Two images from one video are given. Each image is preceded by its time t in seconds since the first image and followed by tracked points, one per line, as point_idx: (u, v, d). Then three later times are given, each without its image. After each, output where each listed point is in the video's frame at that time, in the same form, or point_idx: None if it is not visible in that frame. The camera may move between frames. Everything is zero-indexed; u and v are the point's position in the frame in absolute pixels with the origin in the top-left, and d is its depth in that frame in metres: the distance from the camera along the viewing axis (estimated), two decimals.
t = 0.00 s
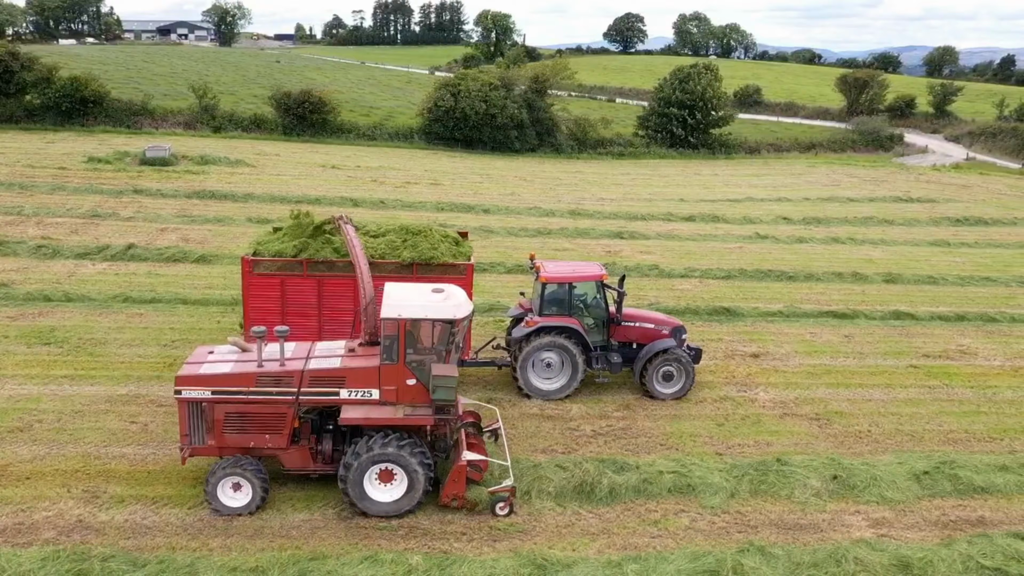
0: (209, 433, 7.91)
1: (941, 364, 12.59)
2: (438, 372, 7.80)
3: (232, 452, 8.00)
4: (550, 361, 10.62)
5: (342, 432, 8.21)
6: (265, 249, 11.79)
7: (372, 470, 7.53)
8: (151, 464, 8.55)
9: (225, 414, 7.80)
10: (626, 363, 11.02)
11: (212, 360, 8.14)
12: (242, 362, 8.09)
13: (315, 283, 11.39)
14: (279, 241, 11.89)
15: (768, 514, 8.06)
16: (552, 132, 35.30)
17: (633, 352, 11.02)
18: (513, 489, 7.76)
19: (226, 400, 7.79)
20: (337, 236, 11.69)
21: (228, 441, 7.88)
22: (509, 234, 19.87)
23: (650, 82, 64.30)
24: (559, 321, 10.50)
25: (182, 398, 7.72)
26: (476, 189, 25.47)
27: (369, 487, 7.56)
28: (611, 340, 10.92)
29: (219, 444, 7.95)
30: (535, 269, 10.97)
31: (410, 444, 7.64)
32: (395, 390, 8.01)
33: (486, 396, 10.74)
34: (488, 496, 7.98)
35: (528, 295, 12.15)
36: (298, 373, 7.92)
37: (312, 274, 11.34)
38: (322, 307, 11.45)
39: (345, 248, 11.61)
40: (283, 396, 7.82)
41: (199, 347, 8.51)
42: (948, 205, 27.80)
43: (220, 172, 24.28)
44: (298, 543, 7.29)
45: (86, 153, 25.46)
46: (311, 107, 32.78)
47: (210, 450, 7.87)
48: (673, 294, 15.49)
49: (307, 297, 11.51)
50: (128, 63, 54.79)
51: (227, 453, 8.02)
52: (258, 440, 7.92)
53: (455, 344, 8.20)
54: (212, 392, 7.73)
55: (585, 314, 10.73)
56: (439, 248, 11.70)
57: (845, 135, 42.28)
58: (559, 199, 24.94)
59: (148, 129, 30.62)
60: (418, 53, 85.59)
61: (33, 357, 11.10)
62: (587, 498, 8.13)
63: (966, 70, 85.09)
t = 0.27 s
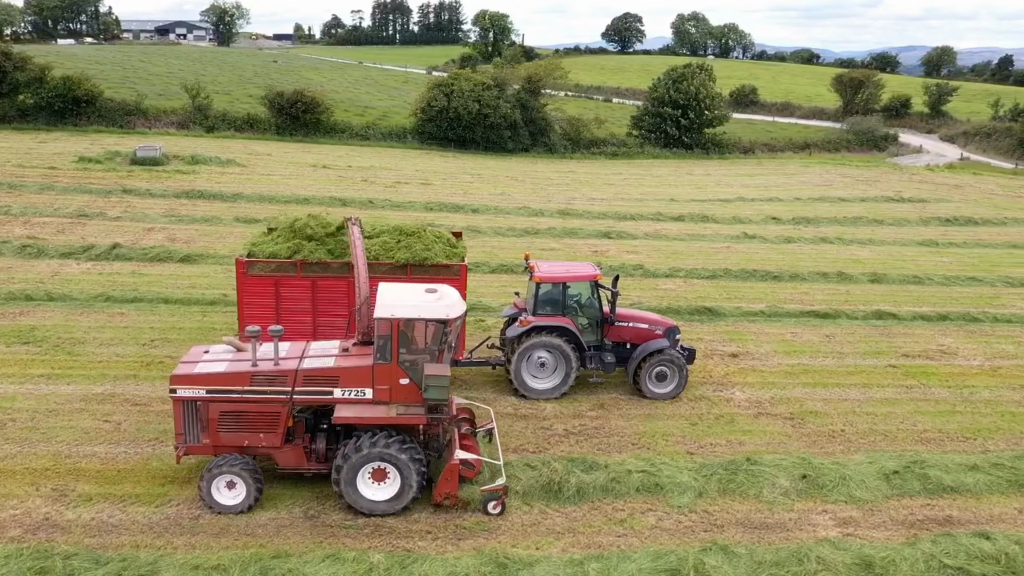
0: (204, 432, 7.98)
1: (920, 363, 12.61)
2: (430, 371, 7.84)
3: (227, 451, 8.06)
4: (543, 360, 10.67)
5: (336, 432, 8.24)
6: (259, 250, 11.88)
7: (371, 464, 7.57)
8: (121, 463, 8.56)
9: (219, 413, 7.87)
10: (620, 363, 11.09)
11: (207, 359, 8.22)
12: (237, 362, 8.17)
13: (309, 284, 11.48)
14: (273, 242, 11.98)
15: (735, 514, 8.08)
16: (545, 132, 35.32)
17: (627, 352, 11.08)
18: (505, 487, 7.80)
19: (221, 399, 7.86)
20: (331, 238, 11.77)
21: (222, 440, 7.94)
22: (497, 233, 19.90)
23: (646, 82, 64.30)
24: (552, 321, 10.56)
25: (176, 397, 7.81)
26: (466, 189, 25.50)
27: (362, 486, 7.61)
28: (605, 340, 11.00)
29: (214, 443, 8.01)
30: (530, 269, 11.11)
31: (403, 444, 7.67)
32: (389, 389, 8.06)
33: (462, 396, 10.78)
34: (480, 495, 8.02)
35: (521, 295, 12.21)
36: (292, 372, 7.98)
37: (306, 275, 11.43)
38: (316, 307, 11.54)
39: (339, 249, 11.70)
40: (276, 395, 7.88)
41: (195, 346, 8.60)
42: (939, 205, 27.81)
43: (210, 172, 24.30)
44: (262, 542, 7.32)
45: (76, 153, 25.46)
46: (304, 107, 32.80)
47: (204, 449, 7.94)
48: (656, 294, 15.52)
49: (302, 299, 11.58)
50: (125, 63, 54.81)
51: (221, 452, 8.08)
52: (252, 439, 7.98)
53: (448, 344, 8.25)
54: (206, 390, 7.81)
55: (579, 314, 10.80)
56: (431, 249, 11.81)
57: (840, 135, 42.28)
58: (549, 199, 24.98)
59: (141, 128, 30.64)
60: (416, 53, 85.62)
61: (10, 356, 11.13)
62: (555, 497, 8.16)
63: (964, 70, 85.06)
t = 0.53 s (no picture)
0: (199, 430, 8.03)
1: (899, 363, 12.63)
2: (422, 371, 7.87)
3: (221, 448, 8.11)
4: (538, 360, 10.68)
5: (331, 430, 8.28)
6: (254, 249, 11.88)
7: (364, 462, 7.64)
8: (92, 460, 8.59)
9: (214, 411, 7.92)
10: (614, 361, 11.11)
11: (202, 358, 8.27)
12: (232, 360, 8.22)
13: (303, 284, 11.50)
14: (268, 241, 11.99)
15: (703, 512, 8.09)
16: (539, 132, 35.36)
17: (621, 351, 11.10)
18: (498, 486, 7.89)
19: (216, 397, 7.91)
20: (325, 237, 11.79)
21: (217, 438, 7.99)
22: (484, 233, 19.93)
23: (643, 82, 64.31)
24: (547, 321, 10.57)
25: (172, 395, 7.86)
26: (457, 189, 25.54)
27: (356, 483, 7.68)
28: (599, 339, 11.02)
29: (209, 440, 8.06)
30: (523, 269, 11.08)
31: (397, 443, 7.74)
32: (382, 388, 8.09)
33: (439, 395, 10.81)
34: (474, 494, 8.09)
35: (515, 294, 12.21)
36: (286, 371, 8.03)
37: (300, 275, 11.44)
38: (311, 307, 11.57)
39: (333, 248, 11.70)
40: (271, 394, 7.92)
41: (191, 345, 8.65)
42: (931, 204, 27.81)
43: (201, 172, 24.34)
44: (228, 540, 7.35)
45: (67, 153, 25.48)
46: (297, 107, 32.84)
47: (199, 447, 7.99)
48: (640, 293, 15.54)
49: (296, 298, 11.59)
50: (121, 62, 54.85)
51: (216, 450, 8.13)
52: (246, 437, 8.03)
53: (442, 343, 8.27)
54: (201, 389, 7.86)
55: (573, 314, 10.81)
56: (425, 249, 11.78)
57: (835, 135, 42.31)
58: (540, 198, 24.99)
59: (134, 128, 30.68)
60: (414, 53, 85.64)
61: None
62: (523, 496, 8.19)
63: (962, 71, 85.05)
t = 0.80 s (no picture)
0: (193, 428, 8.06)
1: (878, 362, 12.65)
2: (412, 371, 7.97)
3: (215, 447, 8.14)
4: (532, 360, 10.72)
5: (324, 429, 8.33)
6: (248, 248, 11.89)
7: (357, 461, 7.67)
8: (63, 458, 8.62)
9: (209, 410, 7.96)
10: (608, 361, 11.18)
11: (196, 357, 8.31)
12: (226, 359, 8.26)
13: (297, 283, 11.51)
14: (261, 241, 11.98)
15: (670, 511, 8.10)
16: (532, 132, 35.40)
17: (615, 351, 11.17)
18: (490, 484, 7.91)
19: (210, 396, 7.95)
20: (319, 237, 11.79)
21: (211, 436, 8.03)
22: (472, 232, 19.96)
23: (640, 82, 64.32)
24: (540, 320, 10.64)
25: (166, 394, 7.89)
26: (448, 189, 25.56)
27: (349, 482, 7.71)
28: (592, 339, 11.08)
29: (203, 439, 8.10)
30: (517, 270, 11.16)
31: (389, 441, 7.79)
32: (376, 386, 8.15)
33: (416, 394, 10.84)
34: (466, 492, 8.12)
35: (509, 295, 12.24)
36: (280, 370, 8.07)
37: (294, 274, 11.45)
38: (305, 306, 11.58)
39: (327, 247, 11.70)
40: (264, 393, 7.97)
41: (185, 344, 8.69)
42: (922, 204, 27.80)
43: (191, 172, 24.36)
44: (193, 537, 7.38)
45: (58, 153, 25.49)
46: (290, 107, 32.87)
47: (193, 445, 8.02)
48: (623, 292, 15.57)
49: (290, 298, 11.62)
50: (118, 62, 54.88)
51: (210, 449, 8.16)
52: (240, 436, 8.06)
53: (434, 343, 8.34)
54: (196, 388, 7.90)
55: (566, 313, 10.89)
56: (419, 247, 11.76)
57: (829, 135, 42.33)
58: (530, 198, 25.01)
59: (126, 128, 30.71)
60: (412, 53, 85.66)
61: None
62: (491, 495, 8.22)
63: (960, 71, 85.03)
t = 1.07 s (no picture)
0: (186, 427, 8.07)
1: (857, 361, 12.67)
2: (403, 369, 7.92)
3: (209, 445, 8.15)
4: (525, 359, 10.76)
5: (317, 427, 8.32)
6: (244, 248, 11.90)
7: (350, 459, 7.69)
8: (34, 457, 8.64)
9: (201, 409, 7.95)
10: (601, 361, 11.20)
11: (190, 356, 8.30)
12: (219, 358, 8.24)
13: (293, 282, 11.51)
14: (257, 241, 11.97)
15: (637, 510, 8.11)
16: (525, 132, 35.43)
17: (609, 350, 11.17)
18: (482, 483, 7.94)
19: (203, 395, 7.94)
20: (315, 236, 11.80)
21: (204, 435, 8.03)
22: (460, 232, 19.99)
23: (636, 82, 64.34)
24: (533, 320, 10.67)
25: (159, 393, 7.88)
26: (439, 189, 25.58)
27: (341, 480, 7.73)
28: (586, 338, 11.09)
29: (196, 438, 8.10)
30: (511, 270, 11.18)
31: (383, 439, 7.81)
32: (367, 385, 8.11)
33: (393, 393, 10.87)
34: (458, 491, 8.13)
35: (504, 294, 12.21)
36: (273, 369, 8.05)
37: (289, 273, 11.46)
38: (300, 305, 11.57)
39: (323, 247, 11.70)
40: (256, 391, 7.95)
41: (180, 343, 8.68)
42: (913, 204, 27.82)
43: (182, 172, 24.39)
44: (158, 535, 7.41)
45: (49, 153, 25.51)
46: (283, 107, 32.90)
47: (186, 444, 8.03)
48: (607, 292, 15.59)
49: (285, 297, 11.63)
50: (115, 62, 54.94)
51: (204, 447, 8.17)
52: (233, 435, 8.05)
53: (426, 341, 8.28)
54: (188, 387, 7.89)
55: (560, 313, 10.90)
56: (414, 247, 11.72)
57: (824, 135, 42.35)
58: (520, 198, 25.04)
59: (119, 128, 30.76)
60: (410, 53, 85.71)
61: None
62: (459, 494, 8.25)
63: (958, 71, 85.02)
